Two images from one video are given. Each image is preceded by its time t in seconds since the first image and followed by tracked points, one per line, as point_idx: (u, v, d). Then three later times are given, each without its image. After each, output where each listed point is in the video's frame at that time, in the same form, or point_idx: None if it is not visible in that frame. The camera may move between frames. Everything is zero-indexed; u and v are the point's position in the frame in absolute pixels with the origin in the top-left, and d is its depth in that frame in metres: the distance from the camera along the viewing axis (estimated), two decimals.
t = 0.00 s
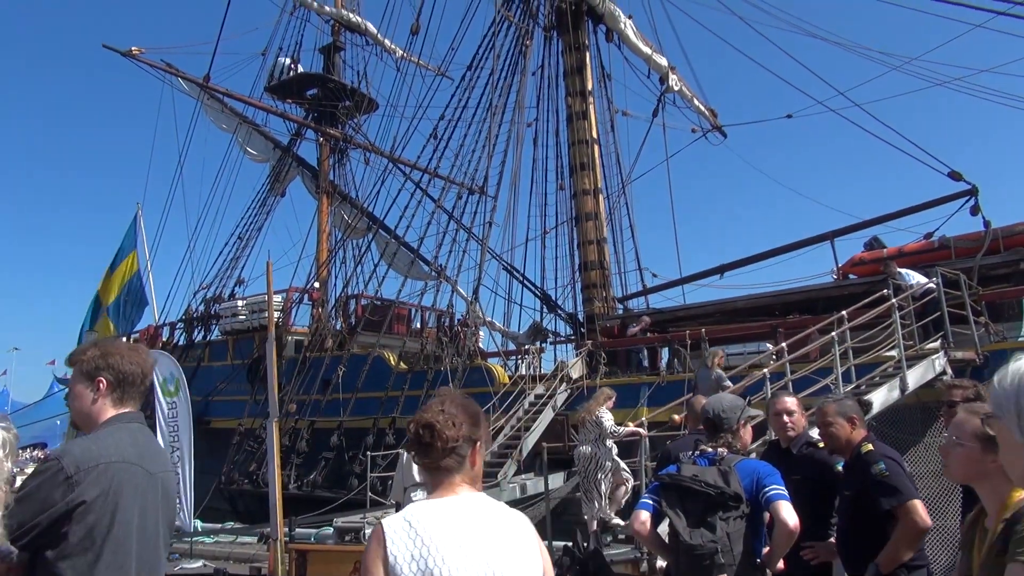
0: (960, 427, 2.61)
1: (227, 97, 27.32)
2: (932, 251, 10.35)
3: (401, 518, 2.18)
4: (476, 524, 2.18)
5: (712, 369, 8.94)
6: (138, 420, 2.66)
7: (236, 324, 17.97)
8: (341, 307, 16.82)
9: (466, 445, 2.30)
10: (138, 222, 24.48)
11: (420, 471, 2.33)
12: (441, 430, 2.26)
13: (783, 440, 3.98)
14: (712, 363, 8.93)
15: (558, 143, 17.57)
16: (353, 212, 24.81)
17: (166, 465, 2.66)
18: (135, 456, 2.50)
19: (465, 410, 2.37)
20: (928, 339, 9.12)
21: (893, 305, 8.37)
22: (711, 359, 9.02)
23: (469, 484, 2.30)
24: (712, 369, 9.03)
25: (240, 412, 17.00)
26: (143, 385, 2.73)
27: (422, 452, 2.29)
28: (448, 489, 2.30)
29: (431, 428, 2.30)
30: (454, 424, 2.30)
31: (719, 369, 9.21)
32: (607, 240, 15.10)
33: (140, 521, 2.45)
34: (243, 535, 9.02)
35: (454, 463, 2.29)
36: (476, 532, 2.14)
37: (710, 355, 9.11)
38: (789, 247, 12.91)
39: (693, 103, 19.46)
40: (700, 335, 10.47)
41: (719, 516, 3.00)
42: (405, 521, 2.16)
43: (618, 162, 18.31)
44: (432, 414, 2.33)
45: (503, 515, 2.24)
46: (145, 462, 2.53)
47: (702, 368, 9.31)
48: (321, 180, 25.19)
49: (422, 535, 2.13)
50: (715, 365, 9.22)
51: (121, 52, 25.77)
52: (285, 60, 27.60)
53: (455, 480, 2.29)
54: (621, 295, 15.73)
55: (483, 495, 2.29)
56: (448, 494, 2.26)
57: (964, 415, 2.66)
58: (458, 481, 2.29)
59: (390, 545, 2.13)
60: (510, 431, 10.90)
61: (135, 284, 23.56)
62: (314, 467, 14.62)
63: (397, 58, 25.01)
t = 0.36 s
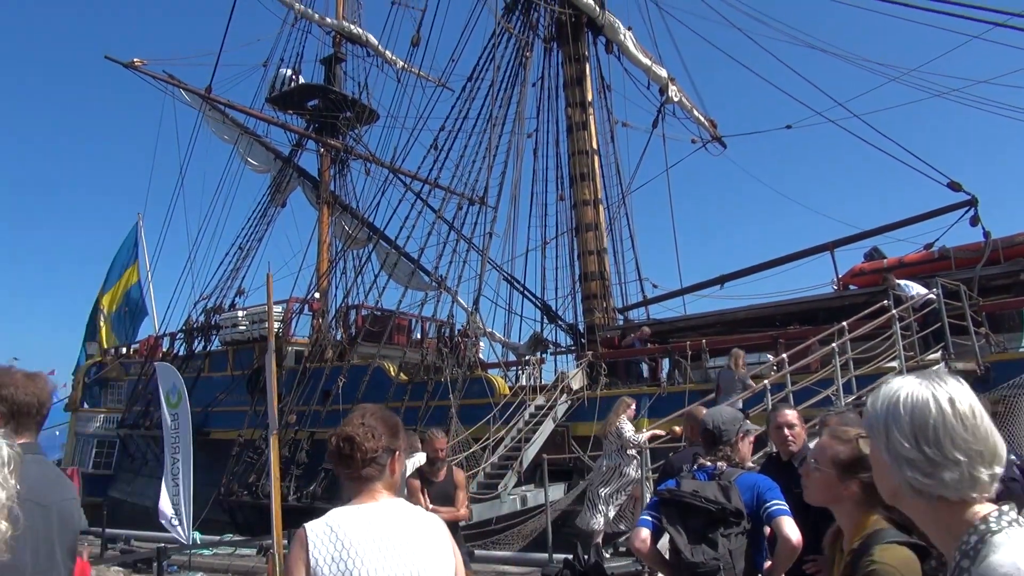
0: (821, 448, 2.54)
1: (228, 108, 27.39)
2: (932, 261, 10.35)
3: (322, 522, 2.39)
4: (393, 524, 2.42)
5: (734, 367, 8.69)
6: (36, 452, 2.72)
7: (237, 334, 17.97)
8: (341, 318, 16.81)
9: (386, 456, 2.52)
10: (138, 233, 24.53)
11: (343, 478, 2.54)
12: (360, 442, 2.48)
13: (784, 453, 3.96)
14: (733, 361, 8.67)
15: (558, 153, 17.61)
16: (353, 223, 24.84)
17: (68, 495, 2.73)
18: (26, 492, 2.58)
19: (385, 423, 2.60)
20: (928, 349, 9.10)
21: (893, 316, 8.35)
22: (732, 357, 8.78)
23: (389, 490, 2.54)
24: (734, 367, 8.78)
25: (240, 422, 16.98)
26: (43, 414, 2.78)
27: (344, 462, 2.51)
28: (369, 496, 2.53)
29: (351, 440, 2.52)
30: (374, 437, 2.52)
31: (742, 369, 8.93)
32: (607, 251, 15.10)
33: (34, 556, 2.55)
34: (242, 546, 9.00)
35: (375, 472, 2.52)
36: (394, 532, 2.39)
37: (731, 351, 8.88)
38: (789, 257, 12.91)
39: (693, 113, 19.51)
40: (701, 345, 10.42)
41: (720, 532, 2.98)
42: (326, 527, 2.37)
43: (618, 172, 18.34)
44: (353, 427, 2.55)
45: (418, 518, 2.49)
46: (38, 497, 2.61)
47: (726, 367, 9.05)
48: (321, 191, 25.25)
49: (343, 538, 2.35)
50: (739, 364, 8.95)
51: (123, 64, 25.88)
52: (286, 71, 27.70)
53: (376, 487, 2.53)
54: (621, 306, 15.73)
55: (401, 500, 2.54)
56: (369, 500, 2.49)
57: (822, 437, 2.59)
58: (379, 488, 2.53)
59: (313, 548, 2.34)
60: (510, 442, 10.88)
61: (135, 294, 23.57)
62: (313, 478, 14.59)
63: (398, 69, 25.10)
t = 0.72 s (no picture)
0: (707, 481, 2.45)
1: (231, 132, 27.57)
2: (933, 285, 10.35)
3: (274, 555, 2.46)
4: (340, 554, 2.51)
5: (751, 378, 8.68)
6: None
7: (237, 357, 17.95)
8: (342, 341, 16.80)
9: (331, 490, 2.74)
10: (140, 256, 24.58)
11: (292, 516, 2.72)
12: (308, 478, 2.73)
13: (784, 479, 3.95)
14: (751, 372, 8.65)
15: (559, 177, 17.70)
16: (354, 246, 24.91)
17: None
18: None
19: (328, 461, 2.85)
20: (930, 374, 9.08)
21: (895, 341, 8.35)
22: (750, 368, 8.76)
23: (334, 523, 2.71)
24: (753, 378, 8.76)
25: (240, 446, 16.90)
26: None
27: (291, 499, 2.71)
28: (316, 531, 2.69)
29: (299, 478, 2.76)
30: (320, 472, 2.78)
31: (761, 381, 8.90)
32: (608, 274, 15.12)
33: None
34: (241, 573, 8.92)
35: (321, 506, 2.71)
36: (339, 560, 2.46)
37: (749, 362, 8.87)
38: (790, 280, 12.92)
39: (692, 137, 19.64)
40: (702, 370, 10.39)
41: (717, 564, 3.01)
42: (279, 557, 2.45)
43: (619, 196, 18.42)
44: (301, 465, 2.80)
45: (363, 548, 2.58)
46: None
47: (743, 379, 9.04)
48: (323, 214, 25.35)
49: (294, 567, 2.42)
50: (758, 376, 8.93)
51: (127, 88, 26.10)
52: (289, 95, 27.92)
53: (322, 520, 2.69)
54: (622, 329, 15.71)
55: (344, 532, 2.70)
56: (317, 532, 2.65)
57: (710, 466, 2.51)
58: (325, 522, 2.69)
59: None
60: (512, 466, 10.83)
61: (136, 317, 23.57)
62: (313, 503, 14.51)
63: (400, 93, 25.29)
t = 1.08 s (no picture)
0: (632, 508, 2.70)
1: (230, 153, 27.69)
2: (929, 308, 10.37)
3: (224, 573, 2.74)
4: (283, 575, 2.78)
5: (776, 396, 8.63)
6: None
7: (234, 378, 17.89)
8: (338, 361, 16.76)
9: (282, 512, 3.03)
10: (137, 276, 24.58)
11: (243, 533, 3.00)
12: (264, 498, 3.00)
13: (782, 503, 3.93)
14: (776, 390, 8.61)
15: (557, 199, 17.77)
16: (352, 266, 24.94)
17: None
18: None
19: (282, 484, 3.12)
20: (927, 397, 9.08)
21: (891, 364, 8.37)
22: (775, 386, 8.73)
23: (281, 542, 2.99)
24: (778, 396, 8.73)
25: (235, 467, 16.78)
26: None
27: (247, 517, 2.99)
28: (265, 547, 2.97)
29: (256, 497, 3.03)
30: (275, 494, 3.05)
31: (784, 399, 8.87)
32: (605, 295, 15.12)
33: None
34: None
35: (271, 525, 2.99)
36: None
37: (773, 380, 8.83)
38: (787, 303, 12.94)
39: (689, 160, 19.75)
40: (700, 392, 10.36)
41: None
42: None
43: (616, 218, 18.49)
44: (257, 485, 3.07)
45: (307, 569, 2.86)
46: None
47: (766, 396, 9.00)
48: (321, 234, 25.43)
49: None
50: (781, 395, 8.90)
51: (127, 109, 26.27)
52: (289, 116, 28.08)
53: (270, 539, 2.98)
54: (619, 351, 15.69)
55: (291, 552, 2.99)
56: (264, 551, 2.93)
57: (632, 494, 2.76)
58: (273, 540, 2.98)
59: None
60: (509, 489, 10.78)
61: (133, 337, 23.51)
62: (308, 525, 14.41)
63: (399, 115, 25.44)
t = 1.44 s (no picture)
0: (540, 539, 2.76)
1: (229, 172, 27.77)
2: (925, 331, 10.39)
3: None
4: None
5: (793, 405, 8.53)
6: None
7: (229, 398, 17.82)
8: (334, 382, 16.71)
9: (222, 533, 3.09)
10: (134, 295, 24.57)
11: (183, 557, 3.07)
12: (201, 522, 3.07)
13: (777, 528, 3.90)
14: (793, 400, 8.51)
15: (554, 220, 17.83)
16: (349, 286, 24.95)
17: None
18: None
19: (221, 508, 3.20)
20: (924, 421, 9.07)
21: (888, 387, 8.36)
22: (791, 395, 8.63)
23: (223, 564, 3.07)
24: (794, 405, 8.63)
25: (229, 488, 16.67)
26: None
27: (186, 542, 3.05)
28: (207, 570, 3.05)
29: (194, 523, 3.09)
30: (213, 518, 3.12)
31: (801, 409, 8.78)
32: (602, 317, 15.12)
33: None
34: None
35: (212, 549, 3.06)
36: None
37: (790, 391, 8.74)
38: (784, 325, 12.96)
39: (686, 183, 19.87)
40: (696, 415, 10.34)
41: None
42: None
43: (613, 240, 18.55)
44: (195, 512, 3.13)
45: None
46: None
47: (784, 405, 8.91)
48: (318, 254, 25.49)
49: None
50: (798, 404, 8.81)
51: (127, 129, 26.39)
52: (288, 137, 28.23)
53: (212, 561, 3.06)
54: (616, 372, 15.68)
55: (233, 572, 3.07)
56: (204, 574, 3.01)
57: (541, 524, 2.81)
58: (215, 562, 3.06)
59: None
60: (504, 512, 10.71)
61: (128, 356, 23.43)
62: (302, 547, 14.29)
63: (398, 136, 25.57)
